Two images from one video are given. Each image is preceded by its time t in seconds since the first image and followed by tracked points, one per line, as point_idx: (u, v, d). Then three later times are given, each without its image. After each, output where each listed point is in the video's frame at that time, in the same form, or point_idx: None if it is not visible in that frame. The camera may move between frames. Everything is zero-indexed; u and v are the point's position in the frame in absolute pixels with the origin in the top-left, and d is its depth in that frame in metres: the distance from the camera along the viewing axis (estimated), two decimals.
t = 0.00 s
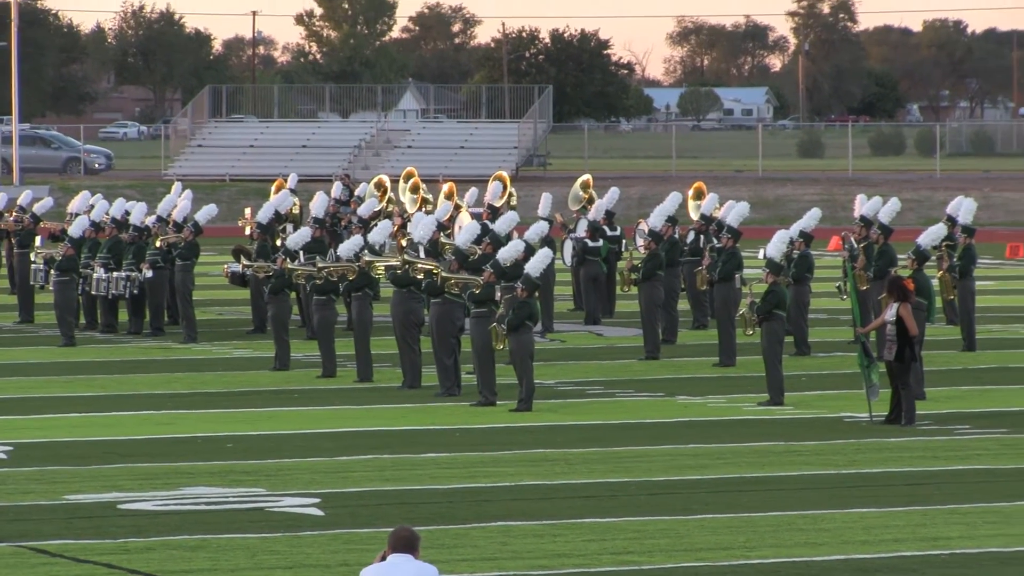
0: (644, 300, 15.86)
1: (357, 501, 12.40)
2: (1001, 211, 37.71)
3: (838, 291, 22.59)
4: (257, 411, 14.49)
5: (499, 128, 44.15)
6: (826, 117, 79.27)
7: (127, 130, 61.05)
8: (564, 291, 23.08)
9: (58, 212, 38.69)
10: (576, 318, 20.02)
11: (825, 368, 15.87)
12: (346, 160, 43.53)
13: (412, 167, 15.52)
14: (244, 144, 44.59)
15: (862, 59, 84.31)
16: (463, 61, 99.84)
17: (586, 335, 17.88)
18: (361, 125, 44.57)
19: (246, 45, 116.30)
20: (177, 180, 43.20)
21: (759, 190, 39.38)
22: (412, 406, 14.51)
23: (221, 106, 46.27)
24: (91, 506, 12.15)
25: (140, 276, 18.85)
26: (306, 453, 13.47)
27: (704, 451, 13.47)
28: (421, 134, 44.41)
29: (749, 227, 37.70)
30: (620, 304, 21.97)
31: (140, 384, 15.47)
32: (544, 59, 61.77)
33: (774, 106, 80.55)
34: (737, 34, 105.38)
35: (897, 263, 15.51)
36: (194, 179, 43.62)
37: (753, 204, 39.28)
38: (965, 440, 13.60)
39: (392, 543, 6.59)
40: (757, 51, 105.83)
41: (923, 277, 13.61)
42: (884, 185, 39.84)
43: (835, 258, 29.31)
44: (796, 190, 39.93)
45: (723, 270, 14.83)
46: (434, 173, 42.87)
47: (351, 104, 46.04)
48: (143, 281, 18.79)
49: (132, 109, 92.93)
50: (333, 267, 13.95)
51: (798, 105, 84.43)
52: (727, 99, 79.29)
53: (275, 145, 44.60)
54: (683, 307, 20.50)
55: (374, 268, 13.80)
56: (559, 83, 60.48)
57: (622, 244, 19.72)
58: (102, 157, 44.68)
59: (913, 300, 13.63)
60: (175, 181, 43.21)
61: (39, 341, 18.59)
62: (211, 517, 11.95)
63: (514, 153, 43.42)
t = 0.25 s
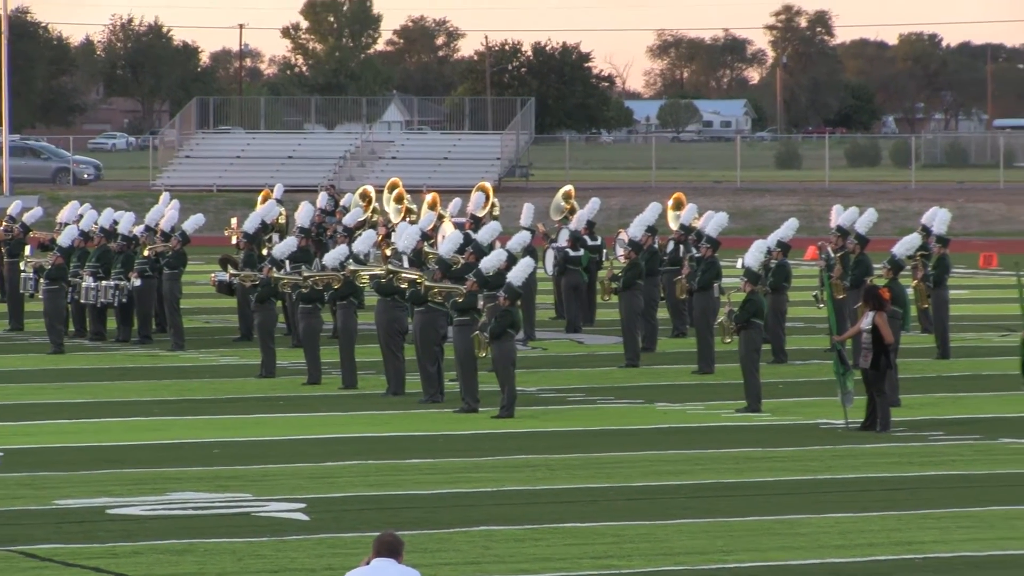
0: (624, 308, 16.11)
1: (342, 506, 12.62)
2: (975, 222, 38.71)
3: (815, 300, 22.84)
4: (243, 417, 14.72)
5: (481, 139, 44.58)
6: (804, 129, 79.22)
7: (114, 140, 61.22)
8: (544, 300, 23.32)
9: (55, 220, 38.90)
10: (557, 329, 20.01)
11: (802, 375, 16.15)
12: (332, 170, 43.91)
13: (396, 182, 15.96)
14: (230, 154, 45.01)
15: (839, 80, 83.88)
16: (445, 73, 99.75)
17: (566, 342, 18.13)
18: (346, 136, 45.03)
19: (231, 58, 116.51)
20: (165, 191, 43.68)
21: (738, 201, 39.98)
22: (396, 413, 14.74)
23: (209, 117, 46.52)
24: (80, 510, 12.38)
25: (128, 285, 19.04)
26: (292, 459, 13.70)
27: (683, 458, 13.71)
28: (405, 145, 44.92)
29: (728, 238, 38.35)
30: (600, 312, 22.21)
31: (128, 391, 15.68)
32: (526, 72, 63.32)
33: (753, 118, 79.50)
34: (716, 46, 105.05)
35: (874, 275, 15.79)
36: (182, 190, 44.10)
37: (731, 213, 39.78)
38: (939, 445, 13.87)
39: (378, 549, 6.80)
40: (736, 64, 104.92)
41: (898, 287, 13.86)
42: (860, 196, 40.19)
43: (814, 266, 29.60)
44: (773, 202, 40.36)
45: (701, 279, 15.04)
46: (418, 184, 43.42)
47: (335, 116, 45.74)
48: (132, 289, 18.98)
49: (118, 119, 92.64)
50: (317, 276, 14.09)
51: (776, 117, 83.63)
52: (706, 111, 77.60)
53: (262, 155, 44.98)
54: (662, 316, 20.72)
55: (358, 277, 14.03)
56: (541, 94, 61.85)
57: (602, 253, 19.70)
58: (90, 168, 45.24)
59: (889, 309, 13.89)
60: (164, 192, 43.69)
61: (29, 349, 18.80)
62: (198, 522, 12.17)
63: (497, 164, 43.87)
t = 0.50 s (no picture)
0: (580, 315, 16.33)
1: (304, 509, 12.86)
2: (925, 229, 40.96)
3: (766, 306, 23.23)
4: (206, 422, 14.98)
5: (441, 148, 46.00)
6: (756, 138, 80.44)
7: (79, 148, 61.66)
8: (501, 306, 23.65)
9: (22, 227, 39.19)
10: (514, 334, 20.26)
11: (757, 380, 16.51)
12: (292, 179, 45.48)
13: (356, 188, 16.64)
14: (194, 163, 46.38)
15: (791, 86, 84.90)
16: (405, 83, 100.36)
17: (524, 348, 18.45)
18: (306, 146, 46.48)
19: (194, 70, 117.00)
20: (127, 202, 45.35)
21: (693, 209, 41.73)
22: (357, 417, 15.02)
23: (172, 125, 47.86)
24: (44, 514, 12.60)
25: (93, 291, 19.29)
26: (254, 462, 13.96)
27: (638, 461, 13.99)
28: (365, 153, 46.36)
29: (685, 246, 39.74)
30: (556, 318, 22.53)
31: (92, 396, 15.92)
32: (484, 81, 66.84)
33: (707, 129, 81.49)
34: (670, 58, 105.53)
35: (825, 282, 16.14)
36: (146, 199, 45.81)
37: (685, 222, 41.19)
38: (889, 449, 14.20)
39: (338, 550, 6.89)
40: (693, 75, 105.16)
41: (850, 293, 14.17)
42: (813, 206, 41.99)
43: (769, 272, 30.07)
44: (729, 210, 42.00)
45: (657, 286, 15.36)
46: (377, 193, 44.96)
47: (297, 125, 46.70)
48: (96, 296, 19.23)
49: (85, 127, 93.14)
50: (279, 283, 14.45)
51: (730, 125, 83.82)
52: (663, 120, 78.07)
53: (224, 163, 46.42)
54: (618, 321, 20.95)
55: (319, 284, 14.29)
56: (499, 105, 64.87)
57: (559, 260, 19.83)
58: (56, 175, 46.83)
59: (840, 314, 14.21)
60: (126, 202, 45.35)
61: None
62: (162, 524, 12.40)
63: (455, 174, 45.38)
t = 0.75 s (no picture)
0: (541, 318, 16.58)
1: (271, 509, 13.11)
2: (882, 235, 41.77)
3: (724, 310, 23.55)
4: (175, 423, 15.25)
5: (405, 155, 47.26)
6: (714, 143, 85.24)
7: (49, 157, 62.04)
8: (465, 310, 23.93)
9: None
10: (477, 338, 20.47)
11: (716, 383, 16.85)
12: (259, 185, 46.56)
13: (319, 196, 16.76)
14: (162, 169, 47.56)
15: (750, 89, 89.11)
16: (370, 90, 100.43)
17: (488, 351, 18.75)
18: (273, 152, 47.56)
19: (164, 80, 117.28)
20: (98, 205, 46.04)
21: (651, 215, 42.31)
22: (322, 419, 15.31)
23: (141, 133, 49.05)
24: (17, 514, 12.88)
25: (63, 296, 19.56)
26: (222, 463, 14.21)
27: (597, 461, 14.24)
28: (331, 160, 47.43)
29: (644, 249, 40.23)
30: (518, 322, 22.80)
31: (63, 398, 16.18)
32: (448, 89, 66.89)
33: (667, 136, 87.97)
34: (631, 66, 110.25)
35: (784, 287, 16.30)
36: (115, 205, 46.52)
37: (646, 227, 41.90)
38: (847, 450, 14.49)
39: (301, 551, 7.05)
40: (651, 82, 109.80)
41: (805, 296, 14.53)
42: (769, 211, 43.32)
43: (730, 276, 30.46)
44: (687, 215, 42.68)
45: (618, 290, 15.67)
46: (342, 196, 45.98)
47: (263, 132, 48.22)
48: (67, 300, 19.51)
49: (58, 136, 93.90)
50: (247, 287, 14.70)
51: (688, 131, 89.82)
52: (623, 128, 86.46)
53: (191, 169, 47.53)
54: (579, 324, 21.21)
55: (286, 288, 14.55)
56: (462, 112, 65.84)
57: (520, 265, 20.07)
58: (26, 182, 47.35)
59: (797, 319, 14.54)
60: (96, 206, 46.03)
61: None
62: (133, 524, 12.66)
63: (418, 180, 46.57)
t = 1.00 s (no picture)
0: (527, 319, 16.80)
1: (263, 506, 13.37)
2: (862, 234, 41.95)
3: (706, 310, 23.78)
4: (167, 422, 15.50)
5: (392, 157, 47.52)
6: (697, 146, 87.11)
7: (43, 159, 62.31)
8: (452, 311, 24.17)
9: None
10: (464, 338, 20.68)
11: (699, 381, 17.11)
12: (250, 188, 46.88)
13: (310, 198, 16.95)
14: (154, 173, 48.19)
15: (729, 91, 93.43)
16: (357, 94, 100.70)
17: (476, 350, 18.99)
18: (264, 155, 48.15)
19: (154, 84, 117.47)
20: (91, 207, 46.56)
21: (634, 216, 42.54)
22: (313, 417, 15.56)
23: (134, 137, 49.76)
24: (14, 510, 13.16)
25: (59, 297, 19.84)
26: (214, 461, 14.46)
27: (582, 459, 14.49)
28: (320, 163, 47.86)
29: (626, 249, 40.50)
30: (504, 322, 23.04)
31: (59, 397, 16.45)
32: (435, 94, 67.37)
33: (652, 138, 89.07)
34: (613, 69, 111.12)
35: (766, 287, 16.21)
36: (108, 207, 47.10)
37: (630, 228, 42.19)
38: (829, 447, 14.73)
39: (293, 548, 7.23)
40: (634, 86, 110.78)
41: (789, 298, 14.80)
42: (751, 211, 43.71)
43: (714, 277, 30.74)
44: (669, 217, 43.04)
45: (603, 289, 15.86)
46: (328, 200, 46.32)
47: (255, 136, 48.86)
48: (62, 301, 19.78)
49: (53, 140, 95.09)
50: (238, 288, 14.90)
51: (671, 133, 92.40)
52: (607, 129, 86.36)
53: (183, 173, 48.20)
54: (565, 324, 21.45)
55: (277, 289, 14.77)
56: (448, 116, 66.24)
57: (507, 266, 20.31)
58: (22, 185, 47.98)
59: (781, 320, 14.82)
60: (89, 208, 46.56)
61: None
62: (128, 521, 12.91)
63: (406, 182, 46.81)
